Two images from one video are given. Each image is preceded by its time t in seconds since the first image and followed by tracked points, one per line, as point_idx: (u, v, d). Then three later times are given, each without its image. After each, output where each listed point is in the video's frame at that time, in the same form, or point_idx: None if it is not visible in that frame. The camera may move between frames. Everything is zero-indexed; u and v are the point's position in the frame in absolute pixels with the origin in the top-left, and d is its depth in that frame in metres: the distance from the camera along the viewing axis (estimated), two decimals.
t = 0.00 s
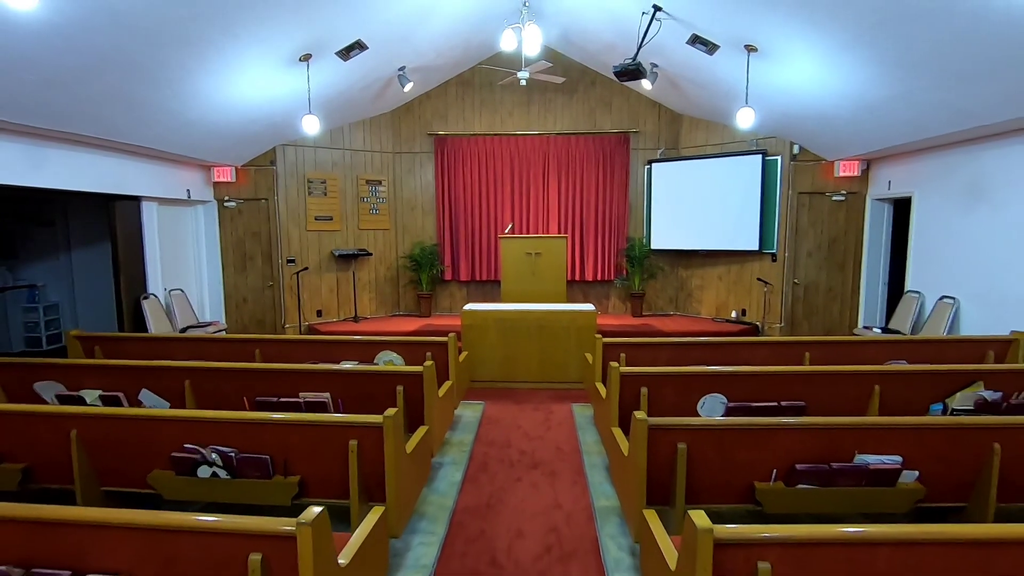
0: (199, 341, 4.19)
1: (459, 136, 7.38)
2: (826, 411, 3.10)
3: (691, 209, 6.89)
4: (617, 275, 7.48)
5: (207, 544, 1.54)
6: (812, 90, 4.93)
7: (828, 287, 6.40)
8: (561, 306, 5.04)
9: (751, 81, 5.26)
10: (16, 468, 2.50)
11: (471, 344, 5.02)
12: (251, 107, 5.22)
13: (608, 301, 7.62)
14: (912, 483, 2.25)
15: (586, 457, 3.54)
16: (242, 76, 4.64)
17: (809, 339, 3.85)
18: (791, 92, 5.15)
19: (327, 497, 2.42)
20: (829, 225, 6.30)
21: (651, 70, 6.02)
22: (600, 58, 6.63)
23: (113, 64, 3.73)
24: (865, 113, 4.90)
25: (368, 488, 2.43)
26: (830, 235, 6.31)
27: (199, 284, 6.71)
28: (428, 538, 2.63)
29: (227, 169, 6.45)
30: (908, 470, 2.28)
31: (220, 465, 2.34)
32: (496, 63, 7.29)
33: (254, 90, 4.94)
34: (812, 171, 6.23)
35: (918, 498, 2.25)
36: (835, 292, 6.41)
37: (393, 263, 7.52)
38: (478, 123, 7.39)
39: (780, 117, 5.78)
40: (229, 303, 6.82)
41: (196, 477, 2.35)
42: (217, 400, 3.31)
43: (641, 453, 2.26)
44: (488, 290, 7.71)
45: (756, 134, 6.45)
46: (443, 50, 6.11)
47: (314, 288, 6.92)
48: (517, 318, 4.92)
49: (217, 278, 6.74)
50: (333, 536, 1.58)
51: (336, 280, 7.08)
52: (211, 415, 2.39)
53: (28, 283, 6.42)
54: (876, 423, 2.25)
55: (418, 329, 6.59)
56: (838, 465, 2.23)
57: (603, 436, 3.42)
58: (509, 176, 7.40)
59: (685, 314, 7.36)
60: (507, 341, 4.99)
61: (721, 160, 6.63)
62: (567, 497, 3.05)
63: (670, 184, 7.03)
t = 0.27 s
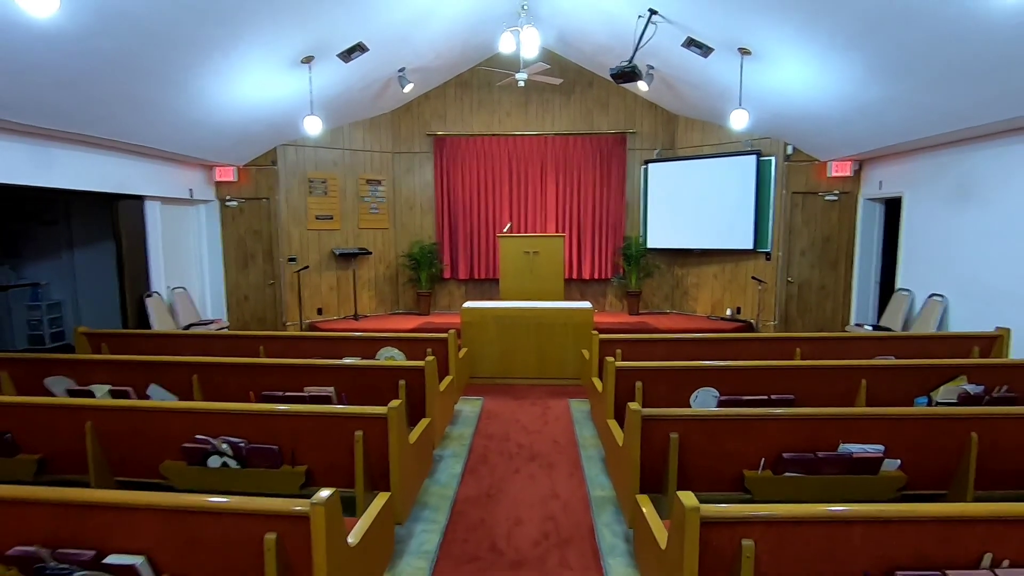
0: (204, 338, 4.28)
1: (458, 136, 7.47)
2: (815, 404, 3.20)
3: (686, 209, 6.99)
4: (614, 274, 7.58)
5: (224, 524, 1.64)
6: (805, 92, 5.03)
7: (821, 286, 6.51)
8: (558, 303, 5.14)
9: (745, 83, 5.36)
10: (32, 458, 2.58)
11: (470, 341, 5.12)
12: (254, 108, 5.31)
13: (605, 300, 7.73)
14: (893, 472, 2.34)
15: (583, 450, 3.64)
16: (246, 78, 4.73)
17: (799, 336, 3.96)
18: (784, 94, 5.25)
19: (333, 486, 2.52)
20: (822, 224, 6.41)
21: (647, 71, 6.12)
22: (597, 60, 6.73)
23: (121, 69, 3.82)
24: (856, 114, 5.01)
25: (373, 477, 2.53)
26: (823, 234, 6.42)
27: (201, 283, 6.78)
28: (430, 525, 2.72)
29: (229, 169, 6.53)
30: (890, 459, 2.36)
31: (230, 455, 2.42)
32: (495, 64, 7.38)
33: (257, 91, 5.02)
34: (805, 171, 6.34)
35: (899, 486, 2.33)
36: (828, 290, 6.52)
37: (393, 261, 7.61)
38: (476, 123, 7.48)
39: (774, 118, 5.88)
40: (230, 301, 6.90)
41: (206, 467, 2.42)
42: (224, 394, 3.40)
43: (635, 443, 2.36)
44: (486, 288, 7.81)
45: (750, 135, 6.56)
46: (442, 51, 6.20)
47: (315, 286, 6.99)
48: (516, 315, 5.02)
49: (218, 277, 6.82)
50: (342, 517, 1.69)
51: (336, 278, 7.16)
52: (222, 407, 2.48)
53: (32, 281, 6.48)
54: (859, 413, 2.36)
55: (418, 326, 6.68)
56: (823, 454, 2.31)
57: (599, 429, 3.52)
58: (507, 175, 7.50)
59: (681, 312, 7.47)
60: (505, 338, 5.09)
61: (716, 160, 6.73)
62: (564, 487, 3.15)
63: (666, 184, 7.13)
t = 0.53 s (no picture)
0: (212, 332, 4.39)
1: (460, 135, 7.56)
2: (807, 396, 3.30)
3: (685, 207, 7.08)
4: (614, 271, 7.67)
5: (240, 502, 1.74)
6: (802, 92, 5.12)
7: (818, 283, 6.60)
8: (558, 299, 5.23)
9: (743, 82, 5.44)
10: (52, 446, 2.69)
11: (472, 336, 5.22)
12: (259, 108, 5.40)
13: (605, 296, 7.83)
14: (880, 459, 2.43)
15: (581, 441, 3.74)
16: (252, 78, 4.82)
17: (794, 330, 4.05)
18: (782, 93, 5.33)
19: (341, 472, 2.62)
20: (819, 221, 6.49)
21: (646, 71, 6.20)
22: (597, 59, 6.80)
23: (132, 71, 3.92)
24: (852, 113, 5.09)
25: (379, 464, 2.63)
26: (821, 232, 6.50)
27: (207, 279, 6.89)
28: (433, 511, 2.83)
29: (234, 167, 6.62)
30: (875, 447, 2.46)
31: (241, 442, 2.52)
32: (496, 63, 7.47)
33: (263, 91, 5.12)
34: (802, 169, 6.42)
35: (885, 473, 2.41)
36: (825, 286, 6.60)
37: (396, 258, 7.71)
38: (478, 122, 7.57)
39: (772, 117, 5.95)
40: (235, 297, 7.00)
41: (219, 454, 2.53)
42: (233, 386, 3.50)
43: (630, 430, 2.46)
44: (488, 285, 7.91)
45: (749, 134, 6.64)
46: (444, 51, 6.29)
47: (319, 283, 7.10)
48: (516, 310, 5.12)
49: (224, 273, 6.92)
50: (352, 496, 1.79)
51: (340, 275, 7.26)
52: (234, 396, 2.58)
53: (41, 277, 6.59)
54: (846, 403, 2.45)
55: (420, 322, 6.79)
56: (812, 441, 2.41)
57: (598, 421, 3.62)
58: (508, 174, 7.59)
59: (680, 308, 7.56)
60: (506, 333, 5.19)
61: (715, 159, 6.82)
62: (563, 476, 3.25)
63: (666, 181, 7.21)
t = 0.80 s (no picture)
0: (221, 327, 4.48)
1: (462, 133, 7.64)
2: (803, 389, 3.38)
3: (685, 204, 7.16)
4: (615, 267, 7.76)
5: (258, 485, 1.83)
6: (799, 90, 5.19)
7: (816, 279, 6.68)
8: (560, 295, 5.32)
9: (742, 81, 5.51)
10: (71, 436, 2.79)
11: (474, 332, 5.31)
12: (265, 107, 5.49)
13: (606, 293, 7.92)
14: (870, 448, 2.50)
15: (582, 433, 3.83)
16: (259, 78, 4.91)
17: (790, 325, 4.13)
18: (780, 92, 5.40)
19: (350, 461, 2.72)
20: (818, 218, 6.57)
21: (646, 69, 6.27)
22: (598, 58, 6.87)
23: (142, 72, 4.01)
24: (849, 112, 5.16)
25: (387, 453, 2.73)
26: (819, 229, 6.58)
27: (213, 276, 6.98)
28: (439, 499, 2.92)
29: (239, 165, 6.71)
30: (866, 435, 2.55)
31: (254, 432, 2.62)
32: (498, 62, 7.54)
33: (269, 91, 5.20)
34: (801, 166, 6.49)
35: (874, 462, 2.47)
36: (823, 282, 6.69)
37: (399, 255, 7.80)
38: (480, 120, 7.64)
39: (770, 115, 6.03)
40: (241, 294, 7.10)
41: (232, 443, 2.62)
42: (244, 380, 3.60)
43: (629, 420, 2.55)
44: (490, 282, 8.01)
45: (748, 132, 6.71)
46: (446, 51, 6.36)
47: (323, 279, 7.19)
48: (518, 306, 5.21)
49: (230, 270, 7.01)
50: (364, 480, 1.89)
51: (344, 272, 7.36)
52: (247, 388, 2.68)
53: (50, 275, 6.68)
54: (838, 393, 2.54)
55: (424, 318, 6.89)
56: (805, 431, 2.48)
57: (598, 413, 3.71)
58: (510, 172, 7.67)
59: (680, 304, 7.65)
60: (508, 328, 5.28)
61: (714, 156, 6.90)
62: (565, 466, 3.34)
63: (666, 179, 7.29)
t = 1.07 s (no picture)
0: (227, 326, 4.55)
1: (462, 134, 7.71)
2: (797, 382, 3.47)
3: (683, 203, 7.25)
4: (614, 266, 7.84)
5: (275, 474, 1.91)
6: (794, 90, 5.27)
7: (812, 276, 6.79)
8: (559, 293, 5.40)
9: (737, 81, 5.60)
10: (85, 431, 2.86)
11: (475, 330, 5.38)
12: (268, 109, 5.56)
13: (604, 291, 8.01)
14: (862, 437, 2.58)
15: (583, 427, 3.92)
16: (262, 81, 4.98)
17: (785, 321, 4.21)
18: (775, 92, 5.49)
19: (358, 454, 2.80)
20: (813, 216, 6.66)
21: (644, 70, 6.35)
22: (596, 59, 6.95)
23: (149, 75, 4.08)
24: (843, 111, 5.25)
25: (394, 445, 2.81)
26: (815, 226, 6.67)
27: (215, 276, 7.04)
28: (445, 491, 3.00)
29: (241, 166, 6.78)
30: (858, 426, 2.63)
31: (265, 426, 2.68)
32: (497, 64, 7.62)
33: (272, 93, 5.27)
34: (796, 165, 6.58)
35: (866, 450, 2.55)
36: (819, 279, 6.79)
37: (400, 255, 7.89)
38: (479, 121, 7.72)
39: (766, 115, 6.12)
40: (244, 294, 7.17)
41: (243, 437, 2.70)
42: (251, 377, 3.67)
43: (629, 412, 2.64)
44: (490, 281, 8.10)
45: (744, 131, 6.79)
46: (446, 52, 6.43)
47: (325, 279, 7.27)
48: (518, 304, 5.29)
49: (232, 270, 7.08)
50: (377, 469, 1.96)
51: (346, 271, 7.43)
52: (258, 383, 2.76)
53: (54, 276, 6.74)
54: (830, 385, 2.63)
55: (425, 317, 6.98)
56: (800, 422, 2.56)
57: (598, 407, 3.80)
58: (509, 171, 7.76)
59: (678, 302, 7.74)
60: (509, 326, 5.36)
61: (710, 156, 6.99)
62: (566, 459, 3.42)
63: (664, 178, 7.38)
